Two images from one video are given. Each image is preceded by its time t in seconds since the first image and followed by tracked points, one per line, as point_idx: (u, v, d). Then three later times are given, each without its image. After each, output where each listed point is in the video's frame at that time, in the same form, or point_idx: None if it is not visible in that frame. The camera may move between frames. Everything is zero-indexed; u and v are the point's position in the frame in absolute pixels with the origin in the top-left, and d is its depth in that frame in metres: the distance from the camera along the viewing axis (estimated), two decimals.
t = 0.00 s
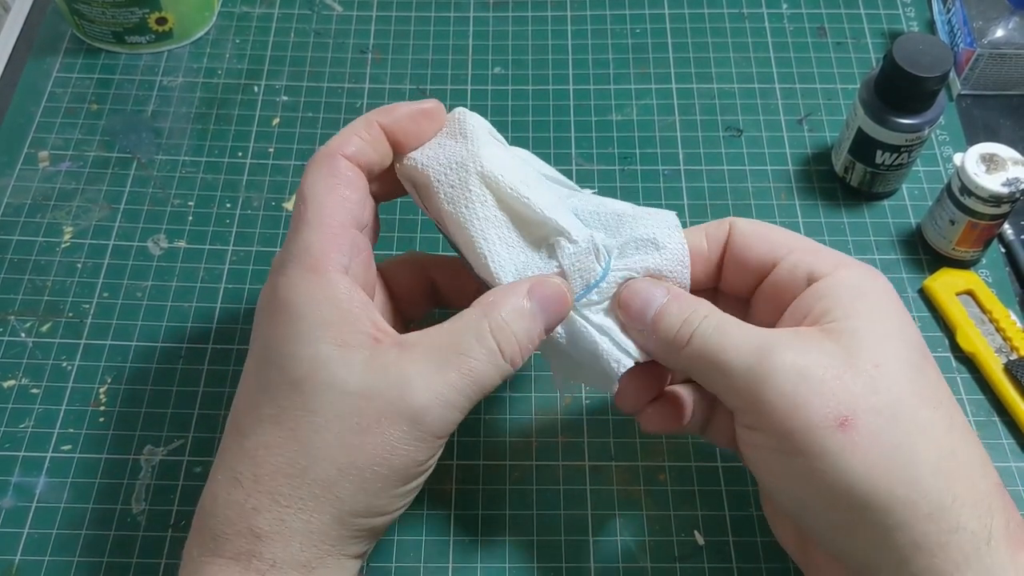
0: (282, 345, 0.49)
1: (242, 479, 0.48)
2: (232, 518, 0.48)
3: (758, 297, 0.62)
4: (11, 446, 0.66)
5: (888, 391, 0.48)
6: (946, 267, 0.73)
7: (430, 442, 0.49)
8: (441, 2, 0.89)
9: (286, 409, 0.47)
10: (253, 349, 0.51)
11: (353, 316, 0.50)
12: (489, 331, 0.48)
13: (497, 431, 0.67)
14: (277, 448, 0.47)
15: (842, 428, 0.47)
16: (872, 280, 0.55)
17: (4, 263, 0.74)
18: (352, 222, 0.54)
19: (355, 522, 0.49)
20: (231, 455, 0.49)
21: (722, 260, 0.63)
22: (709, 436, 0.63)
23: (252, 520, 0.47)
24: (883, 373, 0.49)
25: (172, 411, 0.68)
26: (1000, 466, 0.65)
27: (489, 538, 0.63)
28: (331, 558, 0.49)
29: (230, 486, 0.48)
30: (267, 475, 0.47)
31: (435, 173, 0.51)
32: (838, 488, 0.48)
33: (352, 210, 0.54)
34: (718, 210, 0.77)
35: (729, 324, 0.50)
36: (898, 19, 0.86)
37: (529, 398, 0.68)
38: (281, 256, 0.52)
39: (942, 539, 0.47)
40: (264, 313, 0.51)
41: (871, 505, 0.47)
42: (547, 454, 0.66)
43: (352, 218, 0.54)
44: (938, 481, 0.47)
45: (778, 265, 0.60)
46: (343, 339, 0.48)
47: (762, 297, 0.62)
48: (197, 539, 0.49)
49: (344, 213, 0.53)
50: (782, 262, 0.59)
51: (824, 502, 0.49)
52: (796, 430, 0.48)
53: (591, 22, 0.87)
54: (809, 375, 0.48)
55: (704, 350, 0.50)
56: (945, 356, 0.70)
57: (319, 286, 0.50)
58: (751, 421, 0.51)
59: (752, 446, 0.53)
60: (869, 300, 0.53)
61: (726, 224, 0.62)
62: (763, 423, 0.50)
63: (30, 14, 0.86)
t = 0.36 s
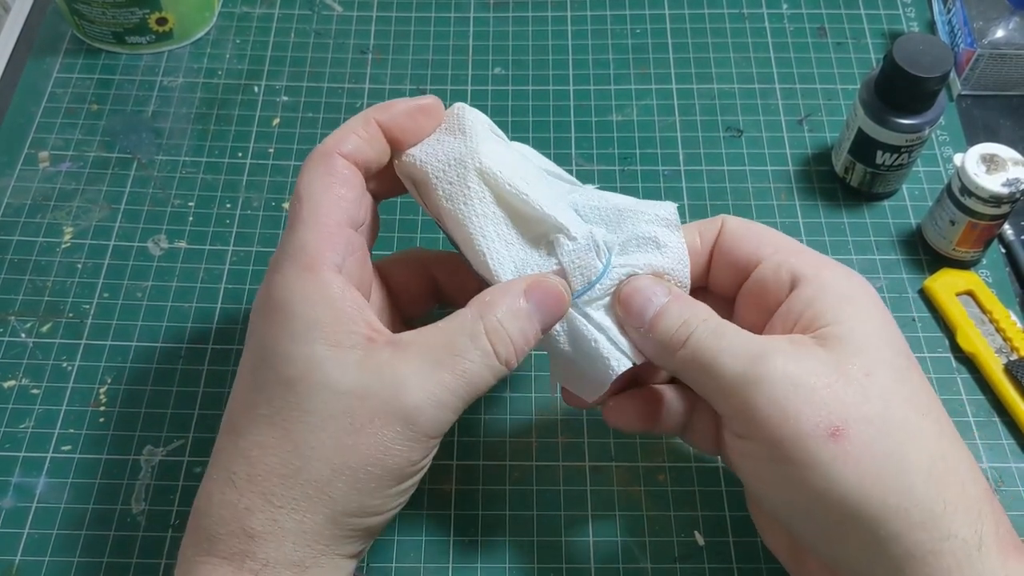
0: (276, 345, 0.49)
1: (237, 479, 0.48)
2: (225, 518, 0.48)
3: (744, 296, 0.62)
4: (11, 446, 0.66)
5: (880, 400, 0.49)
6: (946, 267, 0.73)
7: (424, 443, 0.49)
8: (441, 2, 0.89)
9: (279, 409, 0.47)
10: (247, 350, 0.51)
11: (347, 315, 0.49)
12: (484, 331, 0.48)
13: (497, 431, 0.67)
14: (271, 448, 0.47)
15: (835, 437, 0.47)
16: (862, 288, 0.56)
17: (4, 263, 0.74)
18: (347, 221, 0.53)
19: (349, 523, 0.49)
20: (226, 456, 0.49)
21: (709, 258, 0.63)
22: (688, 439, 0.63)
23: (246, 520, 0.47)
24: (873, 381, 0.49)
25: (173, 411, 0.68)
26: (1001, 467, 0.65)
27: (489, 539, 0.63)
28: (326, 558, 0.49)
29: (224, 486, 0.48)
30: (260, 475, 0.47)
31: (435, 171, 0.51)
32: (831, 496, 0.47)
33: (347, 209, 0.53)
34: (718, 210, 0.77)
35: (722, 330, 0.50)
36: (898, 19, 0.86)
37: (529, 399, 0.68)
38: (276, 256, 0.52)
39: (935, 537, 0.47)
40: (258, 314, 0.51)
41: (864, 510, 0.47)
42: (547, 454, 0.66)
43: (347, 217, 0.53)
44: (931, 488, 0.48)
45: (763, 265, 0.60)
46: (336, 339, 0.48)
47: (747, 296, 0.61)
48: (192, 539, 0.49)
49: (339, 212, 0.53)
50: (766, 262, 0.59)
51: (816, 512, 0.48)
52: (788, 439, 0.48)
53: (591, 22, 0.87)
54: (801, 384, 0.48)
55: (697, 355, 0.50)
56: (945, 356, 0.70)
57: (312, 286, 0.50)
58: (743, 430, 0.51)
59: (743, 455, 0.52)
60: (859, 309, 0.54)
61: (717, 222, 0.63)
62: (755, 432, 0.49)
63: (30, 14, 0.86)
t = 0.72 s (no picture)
0: (270, 344, 0.48)
1: (236, 478, 0.48)
2: (226, 518, 0.48)
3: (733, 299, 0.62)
4: (11, 446, 0.66)
5: (885, 399, 0.49)
6: (945, 267, 0.73)
7: (423, 438, 0.49)
8: (441, 2, 0.89)
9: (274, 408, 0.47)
10: (240, 351, 0.51)
11: (341, 313, 0.49)
12: (479, 324, 0.48)
13: (497, 432, 0.67)
14: (269, 447, 0.47)
15: (843, 437, 0.47)
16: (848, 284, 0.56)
17: (4, 263, 0.74)
18: (337, 219, 0.53)
19: (351, 520, 0.50)
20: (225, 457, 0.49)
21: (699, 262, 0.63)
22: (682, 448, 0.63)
23: (246, 520, 0.47)
24: (878, 379, 0.49)
25: (173, 412, 0.68)
26: (1001, 467, 0.65)
27: (489, 539, 0.63)
28: (328, 556, 0.49)
29: (223, 486, 0.48)
30: (260, 474, 0.47)
31: (424, 167, 0.51)
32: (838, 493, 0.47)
33: (337, 208, 0.53)
34: (718, 210, 0.77)
35: (724, 330, 0.50)
36: (898, 19, 0.86)
37: (529, 399, 0.68)
38: (267, 257, 0.52)
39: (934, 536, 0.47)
40: (251, 315, 0.51)
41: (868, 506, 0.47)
42: (547, 453, 0.66)
43: (337, 216, 0.53)
44: (937, 485, 0.48)
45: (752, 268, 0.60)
46: (331, 337, 0.48)
47: (737, 300, 0.61)
48: (193, 540, 0.49)
49: (329, 211, 0.53)
50: (754, 266, 0.59)
51: (822, 511, 0.48)
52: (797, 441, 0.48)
53: (591, 22, 0.87)
54: (808, 384, 0.48)
55: (699, 356, 0.50)
56: (945, 356, 0.70)
57: (305, 285, 0.49)
58: (749, 431, 0.50)
59: (747, 455, 0.52)
60: (854, 306, 0.54)
61: (704, 225, 0.63)
62: (761, 433, 0.49)
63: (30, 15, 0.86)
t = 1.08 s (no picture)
0: (281, 351, 0.48)
1: (250, 485, 0.48)
2: (241, 525, 0.48)
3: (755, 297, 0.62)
4: (11, 446, 0.66)
5: (871, 401, 0.48)
6: (945, 267, 0.73)
7: (437, 441, 0.50)
8: (441, 2, 0.89)
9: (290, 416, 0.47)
10: (249, 356, 0.50)
11: (352, 320, 0.49)
12: (491, 331, 0.48)
13: (497, 431, 0.67)
14: (285, 455, 0.47)
15: (824, 437, 0.47)
16: (855, 288, 0.55)
17: (4, 263, 0.74)
18: (343, 221, 0.53)
19: (366, 523, 0.50)
20: (235, 462, 0.49)
21: (713, 261, 0.63)
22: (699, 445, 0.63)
23: (263, 527, 0.47)
24: (866, 382, 0.49)
25: (172, 412, 0.68)
26: (1001, 467, 0.65)
27: (489, 539, 0.63)
28: (343, 558, 0.50)
29: (238, 492, 0.48)
30: (276, 482, 0.47)
31: (427, 166, 0.51)
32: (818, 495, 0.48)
33: (342, 209, 0.53)
34: (718, 210, 0.77)
35: (710, 327, 0.50)
36: (898, 19, 0.86)
37: (529, 399, 0.68)
38: (273, 259, 0.51)
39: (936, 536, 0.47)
40: (259, 318, 0.50)
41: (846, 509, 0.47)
42: (547, 454, 0.66)
43: (343, 218, 0.53)
44: (921, 490, 0.47)
45: (774, 269, 0.60)
46: (344, 343, 0.48)
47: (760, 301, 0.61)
48: (204, 544, 0.49)
49: (334, 213, 0.52)
50: (778, 268, 0.59)
51: (803, 510, 0.49)
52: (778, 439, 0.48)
53: (591, 22, 0.87)
54: (790, 386, 0.48)
55: (682, 352, 0.50)
56: (945, 356, 0.70)
57: (315, 289, 0.49)
58: (736, 428, 0.50)
59: (738, 452, 0.52)
60: (854, 307, 0.53)
61: (717, 227, 0.62)
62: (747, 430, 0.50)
63: (29, 15, 0.86)
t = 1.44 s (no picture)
0: (270, 349, 0.48)
1: (244, 483, 0.48)
2: (236, 523, 0.48)
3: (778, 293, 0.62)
4: (11, 446, 0.66)
5: (902, 389, 0.49)
6: (945, 267, 0.73)
7: (429, 433, 0.50)
8: (441, 2, 0.89)
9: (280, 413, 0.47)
10: (241, 357, 0.50)
11: (340, 313, 0.49)
12: (479, 320, 0.49)
13: (497, 431, 0.67)
14: (276, 451, 0.47)
15: (857, 421, 0.47)
16: (887, 286, 0.55)
17: (4, 263, 0.74)
18: (329, 217, 0.53)
19: (362, 519, 0.50)
20: (233, 462, 0.49)
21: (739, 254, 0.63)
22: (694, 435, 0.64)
23: (257, 524, 0.47)
24: (897, 371, 0.49)
25: (173, 412, 0.68)
26: (1001, 467, 0.65)
27: (490, 539, 0.63)
28: (339, 556, 0.50)
29: (232, 490, 0.48)
30: (268, 479, 0.47)
31: (416, 159, 0.51)
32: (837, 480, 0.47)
33: (328, 205, 0.53)
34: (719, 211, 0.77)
35: (740, 311, 0.50)
36: (898, 19, 0.86)
37: (529, 399, 0.68)
38: (261, 259, 0.51)
39: (928, 533, 0.47)
40: (247, 319, 0.51)
41: (866, 495, 0.47)
42: (547, 453, 0.66)
43: (329, 213, 0.53)
44: (946, 481, 0.48)
45: (804, 267, 0.60)
46: (334, 338, 0.48)
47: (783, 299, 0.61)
48: (201, 543, 0.49)
49: (322, 209, 0.53)
50: (809, 268, 0.59)
51: (819, 497, 0.49)
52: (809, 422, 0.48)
53: (591, 22, 0.87)
54: (824, 368, 0.48)
55: (711, 333, 0.50)
56: (945, 356, 0.70)
57: (301, 285, 0.50)
58: (764, 412, 0.50)
59: (758, 439, 0.52)
60: (882, 301, 0.54)
61: (745, 219, 0.62)
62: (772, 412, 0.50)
63: (30, 15, 0.86)
